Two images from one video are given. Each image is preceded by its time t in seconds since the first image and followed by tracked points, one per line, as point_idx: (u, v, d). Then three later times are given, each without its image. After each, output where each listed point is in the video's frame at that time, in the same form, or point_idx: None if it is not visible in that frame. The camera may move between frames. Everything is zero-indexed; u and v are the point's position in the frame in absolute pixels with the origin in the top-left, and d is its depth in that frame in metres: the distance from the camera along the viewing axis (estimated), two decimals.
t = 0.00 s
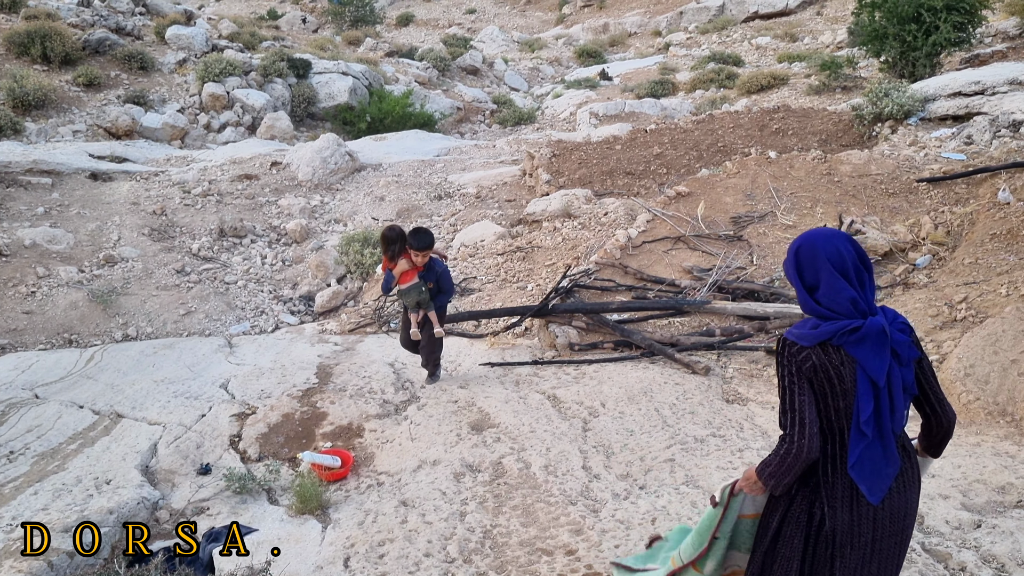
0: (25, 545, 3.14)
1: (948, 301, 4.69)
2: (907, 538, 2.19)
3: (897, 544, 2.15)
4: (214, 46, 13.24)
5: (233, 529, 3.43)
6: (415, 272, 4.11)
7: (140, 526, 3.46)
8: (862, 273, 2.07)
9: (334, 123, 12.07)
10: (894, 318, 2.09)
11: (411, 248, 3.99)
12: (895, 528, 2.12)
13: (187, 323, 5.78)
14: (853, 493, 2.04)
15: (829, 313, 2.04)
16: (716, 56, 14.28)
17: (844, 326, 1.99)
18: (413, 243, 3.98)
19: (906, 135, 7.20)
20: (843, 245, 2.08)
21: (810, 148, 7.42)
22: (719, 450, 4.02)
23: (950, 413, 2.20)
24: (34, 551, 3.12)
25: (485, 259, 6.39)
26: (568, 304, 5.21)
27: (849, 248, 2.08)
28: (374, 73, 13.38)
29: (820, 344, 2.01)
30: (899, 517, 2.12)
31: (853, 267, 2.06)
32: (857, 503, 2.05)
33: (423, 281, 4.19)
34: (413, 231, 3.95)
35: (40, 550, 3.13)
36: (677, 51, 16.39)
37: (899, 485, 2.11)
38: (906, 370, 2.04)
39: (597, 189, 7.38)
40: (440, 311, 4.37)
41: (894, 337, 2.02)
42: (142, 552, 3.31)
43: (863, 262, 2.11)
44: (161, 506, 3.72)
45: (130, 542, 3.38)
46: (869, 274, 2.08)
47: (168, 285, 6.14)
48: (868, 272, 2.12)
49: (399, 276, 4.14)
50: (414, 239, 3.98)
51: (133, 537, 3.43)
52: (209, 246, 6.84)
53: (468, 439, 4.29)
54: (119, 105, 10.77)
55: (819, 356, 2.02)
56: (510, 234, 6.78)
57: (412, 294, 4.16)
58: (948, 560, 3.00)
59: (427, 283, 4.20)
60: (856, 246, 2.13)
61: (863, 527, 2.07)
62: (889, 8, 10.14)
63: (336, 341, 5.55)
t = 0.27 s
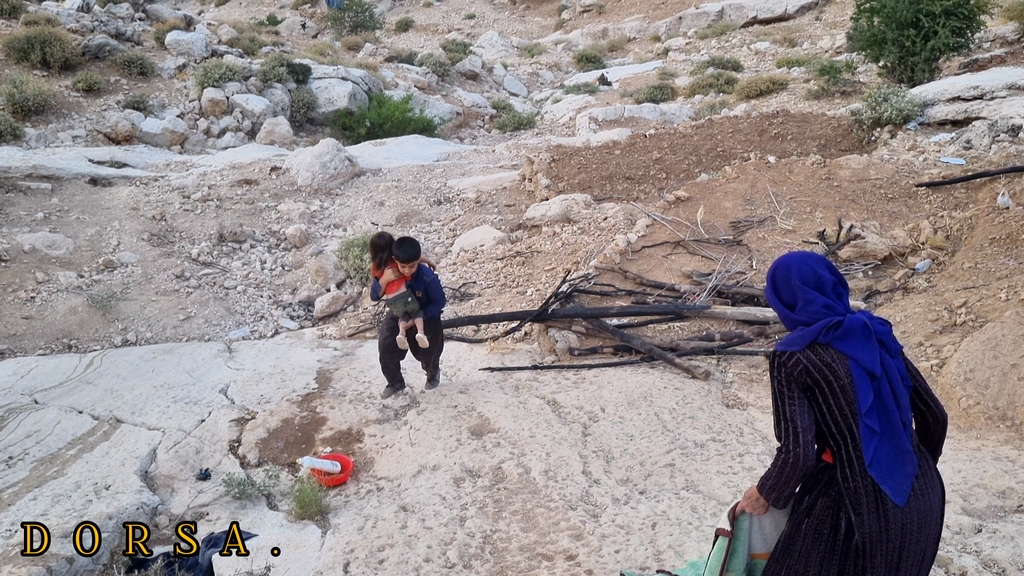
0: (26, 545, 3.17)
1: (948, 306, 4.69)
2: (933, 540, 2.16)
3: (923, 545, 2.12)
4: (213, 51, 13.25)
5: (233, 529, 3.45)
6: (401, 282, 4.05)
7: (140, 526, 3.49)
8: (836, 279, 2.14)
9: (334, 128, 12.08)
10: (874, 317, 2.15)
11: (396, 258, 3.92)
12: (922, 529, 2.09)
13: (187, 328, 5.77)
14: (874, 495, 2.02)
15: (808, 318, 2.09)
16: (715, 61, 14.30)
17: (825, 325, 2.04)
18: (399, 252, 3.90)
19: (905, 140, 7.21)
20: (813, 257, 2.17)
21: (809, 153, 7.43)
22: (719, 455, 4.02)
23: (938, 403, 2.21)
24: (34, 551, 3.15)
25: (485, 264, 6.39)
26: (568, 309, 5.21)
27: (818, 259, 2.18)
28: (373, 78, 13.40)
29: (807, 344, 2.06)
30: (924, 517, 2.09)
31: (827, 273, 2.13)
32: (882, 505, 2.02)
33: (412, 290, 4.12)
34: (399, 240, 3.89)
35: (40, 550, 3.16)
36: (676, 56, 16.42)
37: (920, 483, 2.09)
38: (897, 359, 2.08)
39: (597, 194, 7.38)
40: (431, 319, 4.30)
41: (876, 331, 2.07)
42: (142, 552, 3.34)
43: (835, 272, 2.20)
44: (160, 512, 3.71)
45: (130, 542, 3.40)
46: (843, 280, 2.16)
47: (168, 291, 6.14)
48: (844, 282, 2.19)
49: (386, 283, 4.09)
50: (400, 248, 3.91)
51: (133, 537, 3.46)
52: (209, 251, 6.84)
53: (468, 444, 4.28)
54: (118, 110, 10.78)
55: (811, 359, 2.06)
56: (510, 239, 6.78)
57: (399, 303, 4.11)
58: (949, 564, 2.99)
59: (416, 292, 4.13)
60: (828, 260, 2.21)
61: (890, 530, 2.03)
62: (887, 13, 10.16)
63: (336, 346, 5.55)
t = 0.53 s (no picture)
0: (25, 545, 3.18)
1: (947, 305, 4.69)
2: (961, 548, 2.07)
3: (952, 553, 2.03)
4: (212, 52, 13.25)
5: (233, 529, 3.45)
6: (393, 280, 4.02)
7: (140, 526, 3.49)
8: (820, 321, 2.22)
9: (333, 128, 12.09)
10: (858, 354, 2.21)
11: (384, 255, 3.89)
12: (949, 536, 2.00)
13: (186, 328, 5.77)
14: (888, 499, 1.97)
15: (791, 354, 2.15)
16: (714, 61, 14.31)
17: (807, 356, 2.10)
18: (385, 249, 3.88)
19: (904, 139, 7.22)
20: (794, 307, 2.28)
21: (808, 153, 7.43)
22: (719, 455, 4.03)
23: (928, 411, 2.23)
24: (34, 551, 3.15)
25: (485, 264, 6.39)
26: (568, 309, 5.21)
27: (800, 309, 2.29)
28: (372, 79, 13.40)
29: (793, 374, 2.10)
30: (950, 523, 2.01)
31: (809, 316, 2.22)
32: (900, 511, 1.96)
33: (405, 286, 4.09)
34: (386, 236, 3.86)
35: (40, 550, 3.17)
36: (675, 56, 16.42)
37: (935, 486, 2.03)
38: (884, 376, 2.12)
39: (596, 194, 7.38)
40: (426, 313, 4.27)
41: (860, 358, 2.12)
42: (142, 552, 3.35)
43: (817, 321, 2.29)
44: (159, 512, 3.71)
45: (130, 542, 3.40)
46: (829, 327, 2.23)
47: (167, 291, 6.13)
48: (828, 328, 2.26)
49: (377, 284, 4.06)
50: (386, 245, 3.88)
51: (133, 536, 3.46)
52: (208, 252, 6.84)
53: (467, 445, 4.28)
54: (117, 111, 10.77)
55: (799, 383, 2.10)
56: (509, 239, 6.79)
57: (394, 302, 4.07)
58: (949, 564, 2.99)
59: (409, 288, 4.10)
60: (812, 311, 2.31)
61: (915, 536, 1.95)
62: (887, 13, 10.16)
63: (335, 346, 5.55)
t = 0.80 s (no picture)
0: (26, 545, 3.18)
1: (946, 305, 4.68)
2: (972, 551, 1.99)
3: (960, 553, 1.95)
4: (210, 52, 13.25)
5: (233, 529, 3.46)
6: (411, 282, 3.96)
7: (140, 526, 3.49)
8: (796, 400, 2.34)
9: (331, 129, 12.08)
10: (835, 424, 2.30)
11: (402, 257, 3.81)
12: (952, 535, 1.93)
13: (184, 329, 5.77)
14: (872, 502, 1.96)
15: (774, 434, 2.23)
16: (712, 61, 14.31)
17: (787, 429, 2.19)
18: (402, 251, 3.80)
19: (902, 139, 7.22)
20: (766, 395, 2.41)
21: (806, 152, 7.43)
22: (717, 455, 4.03)
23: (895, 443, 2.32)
24: (34, 551, 3.16)
25: (483, 264, 6.39)
26: (566, 309, 5.21)
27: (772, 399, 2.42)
28: (370, 79, 13.41)
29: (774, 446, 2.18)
30: (948, 522, 1.96)
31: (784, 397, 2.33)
32: (888, 511, 1.94)
33: (420, 285, 4.05)
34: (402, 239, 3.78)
35: (40, 550, 3.17)
36: (673, 56, 16.43)
37: (920, 489, 2.02)
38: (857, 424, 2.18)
39: (594, 194, 7.38)
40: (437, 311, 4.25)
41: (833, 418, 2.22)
42: (142, 552, 3.36)
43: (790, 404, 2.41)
44: (158, 513, 3.70)
45: (130, 542, 3.41)
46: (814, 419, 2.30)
47: (165, 292, 6.13)
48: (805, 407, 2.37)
49: (396, 291, 3.96)
50: (403, 248, 3.80)
51: (133, 536, 3.47)
52: (206, 252, 6.83)
53: (466, 445, 4.28)
54: (115, 111, 10.77)
55: (779, 449, 2.18)
56: (508, 239, 6.79)
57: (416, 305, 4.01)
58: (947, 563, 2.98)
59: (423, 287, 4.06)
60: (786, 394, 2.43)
61: (909, 533, 1.91)
62: (884, 12, 10.16)
63: (334, 347, 5.54)
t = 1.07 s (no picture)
0: (25, 545, 3.18)
1: (939, 304, 4.69)
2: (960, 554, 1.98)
3: (947, 554, 1.95)
4: (204, 53, 13.24)
5: (233, 529, 3.46)
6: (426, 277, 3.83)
7: (140, 526, 3.50)
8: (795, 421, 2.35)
9: (325, 129, 12.08)
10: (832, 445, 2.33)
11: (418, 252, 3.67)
12: (937, 537, 1.94)
13: (178, 330, 5.75)
14: (855, 506, 1.98)
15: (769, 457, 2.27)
16: (706, 61, 14.34)
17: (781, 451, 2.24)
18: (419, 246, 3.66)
19: (896, 138, 7.23)
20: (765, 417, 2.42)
21: (800, 152, 7.44)
22: (712, 455, 4.04)
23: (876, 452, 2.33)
24: (34, 551, 3.16)
25: (478, 264, 6.39)
26: (561, 309, 5.22)
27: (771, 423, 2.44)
28: (365, 79, 13.40)
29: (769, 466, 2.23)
30: (932, 524, 1.97)
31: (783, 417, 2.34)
32: (871, 513, 1.95)
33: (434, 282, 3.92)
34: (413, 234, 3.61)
35: (40, 550, 3.18)
36: (667, 56, 16.44)
37: (904, 492, 2.04)
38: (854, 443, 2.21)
39: (589, 194, 7.39)
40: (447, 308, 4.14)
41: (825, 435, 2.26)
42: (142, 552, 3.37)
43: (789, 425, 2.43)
44: (151, 514, 3.69)
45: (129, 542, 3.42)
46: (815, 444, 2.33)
47: (159, 293, 6.12)
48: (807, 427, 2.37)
49: (412, 287, 3.82)
50: (420, 242, 3.66)
51: (133, 536, 3.47)
52: (200, 253, 6.82)
53: (460, 445, 4.28)
54: (109, 112, 10.75)
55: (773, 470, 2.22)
56: (502, 239, 6.79)
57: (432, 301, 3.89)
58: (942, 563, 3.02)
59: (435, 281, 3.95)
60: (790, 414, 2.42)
61: (893, 534, 1.92)
62: (878, 12, 10.18)
63: (328, 347, 5.54)
